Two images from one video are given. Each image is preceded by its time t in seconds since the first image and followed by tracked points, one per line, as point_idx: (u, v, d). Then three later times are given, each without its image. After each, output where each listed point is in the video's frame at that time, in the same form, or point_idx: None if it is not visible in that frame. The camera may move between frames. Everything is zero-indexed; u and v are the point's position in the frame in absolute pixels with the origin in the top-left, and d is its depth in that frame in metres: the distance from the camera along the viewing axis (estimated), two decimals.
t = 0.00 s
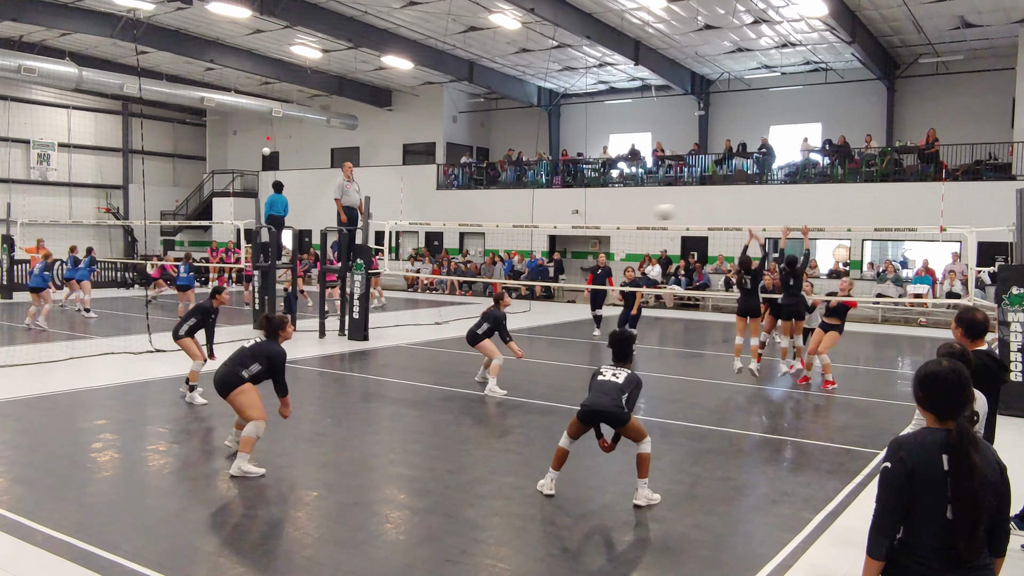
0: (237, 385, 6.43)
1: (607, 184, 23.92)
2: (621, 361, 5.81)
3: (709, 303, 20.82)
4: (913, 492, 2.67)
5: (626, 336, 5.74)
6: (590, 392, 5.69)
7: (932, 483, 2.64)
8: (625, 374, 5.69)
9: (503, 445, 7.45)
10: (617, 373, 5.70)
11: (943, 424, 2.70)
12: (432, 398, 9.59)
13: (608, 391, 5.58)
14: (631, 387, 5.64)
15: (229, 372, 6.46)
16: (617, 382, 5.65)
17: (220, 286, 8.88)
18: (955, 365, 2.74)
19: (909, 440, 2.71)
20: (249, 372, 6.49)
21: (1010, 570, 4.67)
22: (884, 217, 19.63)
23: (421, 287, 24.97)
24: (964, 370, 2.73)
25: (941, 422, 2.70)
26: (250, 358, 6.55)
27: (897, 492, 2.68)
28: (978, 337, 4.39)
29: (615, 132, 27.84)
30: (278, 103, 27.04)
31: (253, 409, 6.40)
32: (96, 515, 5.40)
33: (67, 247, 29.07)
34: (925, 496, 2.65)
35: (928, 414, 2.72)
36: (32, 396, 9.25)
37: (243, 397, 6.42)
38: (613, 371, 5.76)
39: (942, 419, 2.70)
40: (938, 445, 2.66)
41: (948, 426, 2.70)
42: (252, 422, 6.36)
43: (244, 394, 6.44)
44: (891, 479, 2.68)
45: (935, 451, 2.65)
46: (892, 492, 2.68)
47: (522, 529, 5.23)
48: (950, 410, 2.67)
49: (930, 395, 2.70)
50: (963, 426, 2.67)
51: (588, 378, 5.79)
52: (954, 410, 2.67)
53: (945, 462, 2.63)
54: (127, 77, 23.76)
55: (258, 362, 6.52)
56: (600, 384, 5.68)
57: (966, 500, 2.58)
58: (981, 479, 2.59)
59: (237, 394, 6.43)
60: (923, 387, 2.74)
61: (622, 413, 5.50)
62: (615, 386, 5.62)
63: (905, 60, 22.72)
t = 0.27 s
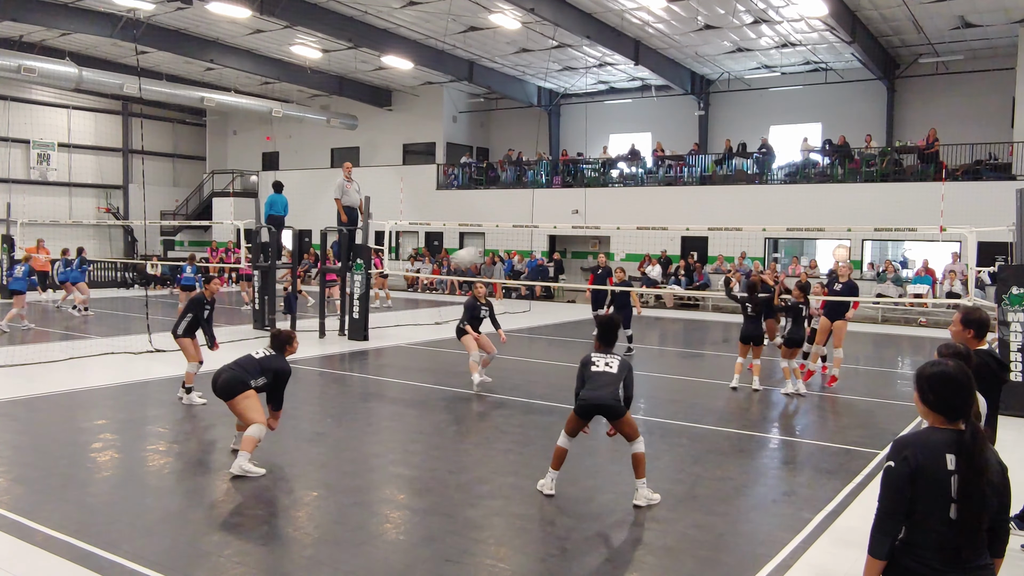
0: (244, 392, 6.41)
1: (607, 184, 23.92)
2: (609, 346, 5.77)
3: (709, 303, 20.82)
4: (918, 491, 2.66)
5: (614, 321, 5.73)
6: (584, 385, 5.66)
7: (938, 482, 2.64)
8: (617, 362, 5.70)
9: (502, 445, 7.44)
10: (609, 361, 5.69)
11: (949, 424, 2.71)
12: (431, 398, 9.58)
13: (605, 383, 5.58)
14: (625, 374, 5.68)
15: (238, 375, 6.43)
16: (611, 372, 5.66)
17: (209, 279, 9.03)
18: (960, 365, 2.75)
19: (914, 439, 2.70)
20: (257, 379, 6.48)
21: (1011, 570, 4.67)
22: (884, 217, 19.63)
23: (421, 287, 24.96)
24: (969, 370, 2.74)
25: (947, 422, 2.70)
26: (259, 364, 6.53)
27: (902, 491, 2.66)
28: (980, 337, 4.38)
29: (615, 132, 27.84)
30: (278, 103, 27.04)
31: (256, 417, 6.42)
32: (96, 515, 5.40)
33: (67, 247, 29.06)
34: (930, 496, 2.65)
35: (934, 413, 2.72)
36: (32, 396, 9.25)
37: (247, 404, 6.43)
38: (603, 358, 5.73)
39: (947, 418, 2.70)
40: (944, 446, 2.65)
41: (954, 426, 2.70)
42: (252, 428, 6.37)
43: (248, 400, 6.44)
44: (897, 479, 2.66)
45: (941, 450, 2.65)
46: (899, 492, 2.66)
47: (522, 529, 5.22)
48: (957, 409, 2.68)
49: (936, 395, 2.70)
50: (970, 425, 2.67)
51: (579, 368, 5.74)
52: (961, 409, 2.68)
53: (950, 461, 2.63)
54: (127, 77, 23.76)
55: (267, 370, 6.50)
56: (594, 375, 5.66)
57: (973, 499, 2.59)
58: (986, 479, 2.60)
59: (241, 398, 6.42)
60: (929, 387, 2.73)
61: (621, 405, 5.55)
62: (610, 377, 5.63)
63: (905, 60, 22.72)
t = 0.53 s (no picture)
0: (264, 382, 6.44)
1: (606, 184, 23.92)
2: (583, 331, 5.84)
3: (709, 302, 20.82)
4: (920, 491, 2.67)
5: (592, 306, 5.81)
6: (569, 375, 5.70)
7: (942, 482, 2.64)
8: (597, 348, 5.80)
9: (502, 445, 7.44)
10: (591, 349, 5.78)
11: (951, 424, 2.71)
12: (431, 398, 9.58)
13: (592, 372, 5.69)
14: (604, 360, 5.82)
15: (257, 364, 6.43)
16: (593, 359, 5.76)
17: (199, 275, 8.96)
18: (964, 366, 2.75)
19: (918, 438, 2.70)
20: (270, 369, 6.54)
21: (1010, 570, 4.67)
22: (884, 217, 19.63)
23: (420, 287, 24.96)
24: (972, 372, 2.74)
25: (949, 422, 2.71)
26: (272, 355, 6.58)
27: (905, 490, 2.66)
28: (980, 335, 4.38)
29: (615, 132, 27.84)
30: (278, 103, 27.04)
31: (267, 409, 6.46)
32: (95, 515, 5.39)
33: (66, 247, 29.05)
34: (933, 495, 2.65)
35: (938, 414, 2.72)
36: (32, 397, 9.25)
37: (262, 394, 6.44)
38: (583, 345, 5.79)
39: (951, 418, 2.71)
40: (947, 446, 2.66)
41: (956, 427, 2.71)
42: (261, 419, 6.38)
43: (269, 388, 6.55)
44: (900, 477, 2.66)
45: (945, 451, 2.66)
46: (902, 491, 2.66)
47: (522, 529, 5.22)
48: (961, 410, 2.69)
49: (941, 395, 2.70)
50: (972, 427, 2.68)
51: (560, 357, 5.73)
52: (966, 410, 2.69)
53: (954, 461, 2.64)
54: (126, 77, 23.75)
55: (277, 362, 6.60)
56: (579, 364, 5.72)
57: (977, 500, 2.60)
58: (991, 480, 2.61)
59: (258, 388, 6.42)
60: (934, 386, 2.73)
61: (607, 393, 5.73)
62: (593, 365, 5.75)
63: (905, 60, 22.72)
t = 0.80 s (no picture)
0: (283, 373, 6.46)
1: (606, 184, 23.92)
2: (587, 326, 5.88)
3: (709, 302, 20.82)
4: (921, 490, 2.67)
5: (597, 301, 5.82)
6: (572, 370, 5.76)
7: (943, 482, 2.64)
8: (600, 343, 5.85)
9: (502, 445, 7.43)
10: (592, 343, 5.83)
11: (954, 423, 2.71)
12: (431, 398, 9.58)
13: (594, 367, 5.75)
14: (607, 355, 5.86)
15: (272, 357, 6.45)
16: (595, 354, 5.81)
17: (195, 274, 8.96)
18: (968, 366, 2.75)
19: (921, 437, 2.70)
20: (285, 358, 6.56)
21: (1010, 570, 4.67)
22: (884, 217, 19.63)
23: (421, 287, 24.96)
24: (977, 372, 2.74)
25: (952, 421, 2.71)
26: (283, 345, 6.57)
27: (906, 489, 2.66)
28: (982, 335, 4.36)
29: (615, 132, 27.84)
30: (278, 104, 27.04)
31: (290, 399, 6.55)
32: (95, 515, 5.39)
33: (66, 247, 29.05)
34: (934, 495, 2.65)
35: (941, 413, 2.72)
36: (31, 397, 9.25)
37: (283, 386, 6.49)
38: (586, 340, 5.85)
39: (954, 418, 2.71)
40: (949, 445, 2.66)
41: (958, 427, 2.71)
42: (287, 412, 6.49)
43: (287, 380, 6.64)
44: (902, 475, 2.66)
45: (947, 450, 2.66)
46: (902, 489, 2.66)
47: (522, 529, 5.22)
48: (964, 410, 2.69)
49: (945, 395, 2.70)
50: (976, 427, 2.68)
51: (562, 351, 5.81)
52: (969, 409, 2.68)
53: (956, 461, 2.64)
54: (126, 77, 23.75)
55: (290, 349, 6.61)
56: (580, 358, 5.78)
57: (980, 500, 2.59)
58: (994, 481, 2.61)
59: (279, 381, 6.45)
60: (938, 386, 2.73)
61: (608, 388, 5.77)
62: (594, 359, 5.79)
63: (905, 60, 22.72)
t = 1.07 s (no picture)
0: (294, 377, 6.37)
1: (606, 184, 23.92)
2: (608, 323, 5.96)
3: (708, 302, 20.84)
4: (920, 492, 2.67)
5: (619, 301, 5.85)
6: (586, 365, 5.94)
7: (943, 482, 2.64)
8: (616, 341, 5.93)
9: (504, 445, 7.44)
10: (608, 341, 5.93)
11: (954, 424, 2.71)
12: (431, 398, 9.59)
13: (605, 365, 5.88)
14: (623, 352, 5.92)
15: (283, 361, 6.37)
16: (610, 352, 5.91)
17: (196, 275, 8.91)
18: (969, 367, 2.73)
19: (920, 438, 2.71)
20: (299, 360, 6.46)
21: (1011, 570, 4.67)
22: (884, 217, 19.64)
23: (420, 287, 24.97)
24: (978, 373, 2.73)
25: (952, 422, 2.70)
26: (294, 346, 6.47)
27: (906, 490, 2.67)
28: (982, 336, 4.36)
29: (615, 132, 27.84)
30: (278, 104, 27.04)
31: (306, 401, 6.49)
32: (96, 515, 5.40)
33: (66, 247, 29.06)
34: (934, 496, 2.65)
35: (942, 415, 2.71)
36: (32, 396, 9.25)
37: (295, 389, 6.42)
38: (603, 338, 5.96)
39: (955, 420, 2.70)
40: (948, 446, 2.66)
41: (959, 427, 2.70)
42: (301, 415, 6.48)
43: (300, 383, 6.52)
44: (901, 477, 2.66)
45: (946, 450, 2.66)
46: (902, 491, 2.67)
47: (522, 529, 5.22)
48: (965, 411, 2.68)
49: (944, 395, 2.69)
50: (976, 428, 2.67)
51: (580, 347, 5.95)
52: (969, 411, 2.67)
53: (955, 462, 2.64)
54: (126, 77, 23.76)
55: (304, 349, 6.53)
56: (596, 355, 5.91)
57: (980, 501, 2.59)
58: (994, 482, 2.60)
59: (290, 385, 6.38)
60: (938, 388, 2.72)
61: (620, 386, 5.90)
62: (610, 357, 5.91)
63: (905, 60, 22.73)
